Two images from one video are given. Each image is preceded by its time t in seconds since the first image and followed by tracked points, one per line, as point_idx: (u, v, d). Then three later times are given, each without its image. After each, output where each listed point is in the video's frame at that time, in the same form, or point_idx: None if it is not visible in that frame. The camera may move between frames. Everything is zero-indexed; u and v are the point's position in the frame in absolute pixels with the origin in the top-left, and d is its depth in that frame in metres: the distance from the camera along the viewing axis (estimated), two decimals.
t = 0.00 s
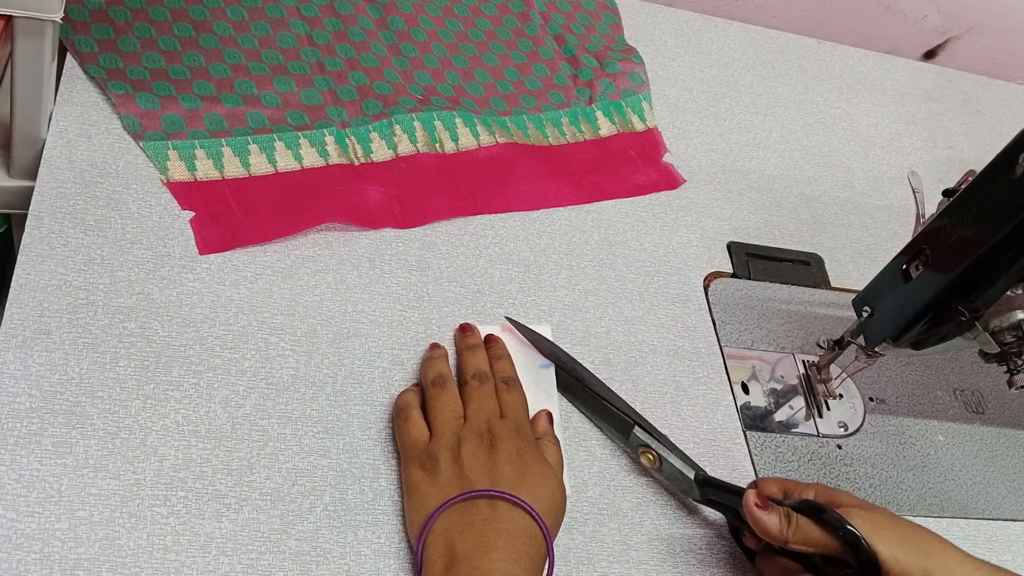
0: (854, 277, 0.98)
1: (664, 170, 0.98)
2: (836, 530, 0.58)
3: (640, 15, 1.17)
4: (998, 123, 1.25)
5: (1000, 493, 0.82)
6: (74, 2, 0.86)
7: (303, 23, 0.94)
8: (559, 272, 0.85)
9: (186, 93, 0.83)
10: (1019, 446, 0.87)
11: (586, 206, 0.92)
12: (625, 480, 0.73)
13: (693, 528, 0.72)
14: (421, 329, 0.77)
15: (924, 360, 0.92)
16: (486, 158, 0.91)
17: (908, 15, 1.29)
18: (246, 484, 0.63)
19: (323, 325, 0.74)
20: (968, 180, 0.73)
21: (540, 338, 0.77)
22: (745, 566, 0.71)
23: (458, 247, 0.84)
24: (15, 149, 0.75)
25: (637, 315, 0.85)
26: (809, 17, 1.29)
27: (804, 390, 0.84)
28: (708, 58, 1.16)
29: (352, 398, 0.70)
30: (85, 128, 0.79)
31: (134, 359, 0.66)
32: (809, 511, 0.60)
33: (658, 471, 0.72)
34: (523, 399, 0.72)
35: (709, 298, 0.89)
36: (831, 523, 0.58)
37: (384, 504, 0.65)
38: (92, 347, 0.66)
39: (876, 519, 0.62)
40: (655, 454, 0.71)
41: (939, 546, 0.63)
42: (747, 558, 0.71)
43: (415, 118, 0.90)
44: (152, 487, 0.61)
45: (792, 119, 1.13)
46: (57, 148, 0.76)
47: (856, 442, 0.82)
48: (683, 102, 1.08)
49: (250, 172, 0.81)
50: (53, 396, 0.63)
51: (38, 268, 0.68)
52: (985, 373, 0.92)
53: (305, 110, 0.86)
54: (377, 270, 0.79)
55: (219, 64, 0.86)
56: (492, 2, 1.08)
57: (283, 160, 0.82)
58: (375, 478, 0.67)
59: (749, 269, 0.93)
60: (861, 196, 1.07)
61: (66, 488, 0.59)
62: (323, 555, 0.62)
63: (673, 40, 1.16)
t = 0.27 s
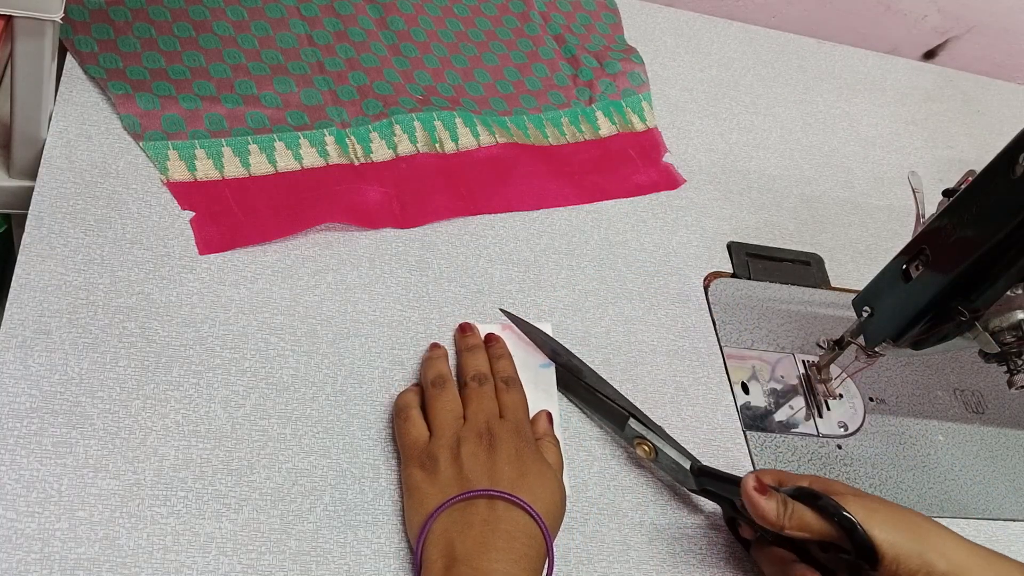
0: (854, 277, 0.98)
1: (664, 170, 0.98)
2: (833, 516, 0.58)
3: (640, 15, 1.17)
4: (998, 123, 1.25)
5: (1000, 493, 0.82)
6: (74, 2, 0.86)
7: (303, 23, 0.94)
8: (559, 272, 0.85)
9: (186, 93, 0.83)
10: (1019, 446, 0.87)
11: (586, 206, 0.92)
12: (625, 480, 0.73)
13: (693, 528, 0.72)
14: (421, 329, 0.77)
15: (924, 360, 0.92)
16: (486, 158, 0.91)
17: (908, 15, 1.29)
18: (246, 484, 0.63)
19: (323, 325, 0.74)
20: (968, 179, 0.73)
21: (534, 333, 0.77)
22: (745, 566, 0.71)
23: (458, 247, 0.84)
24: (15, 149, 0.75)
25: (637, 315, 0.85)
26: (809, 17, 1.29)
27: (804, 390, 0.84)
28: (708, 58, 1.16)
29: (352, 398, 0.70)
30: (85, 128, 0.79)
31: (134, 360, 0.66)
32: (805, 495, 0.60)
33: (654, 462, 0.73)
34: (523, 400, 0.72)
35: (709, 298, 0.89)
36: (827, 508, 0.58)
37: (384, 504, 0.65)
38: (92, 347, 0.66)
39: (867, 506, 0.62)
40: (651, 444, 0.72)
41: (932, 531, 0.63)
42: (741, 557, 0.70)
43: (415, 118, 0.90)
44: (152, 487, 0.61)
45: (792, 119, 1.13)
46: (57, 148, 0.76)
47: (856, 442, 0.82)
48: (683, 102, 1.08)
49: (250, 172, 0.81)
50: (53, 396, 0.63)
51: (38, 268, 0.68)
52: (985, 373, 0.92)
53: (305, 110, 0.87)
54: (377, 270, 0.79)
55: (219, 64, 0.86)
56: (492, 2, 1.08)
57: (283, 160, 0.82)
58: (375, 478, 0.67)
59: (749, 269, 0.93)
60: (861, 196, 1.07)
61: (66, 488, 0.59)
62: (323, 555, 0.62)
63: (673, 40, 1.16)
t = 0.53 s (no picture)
0: (854, 276, 0.98)
1: (664, 170, 0.98)
2: (821, 525, 0.59)
3: (640, 15, 1.17)
4: (998, 123, 1.25)
5: (999, 493, 0.82)
6: (74, 2, 0.86)
7: (303, 23, 0.94)
8: (559, 272, 0.85)
9: (186, 93, 0.83)
10: (1019, 446, 0.87)
11: (586, 206, 0.92)
12: (625, 480, 0.73)
13: (693, 528, 0.72)
14: (421, 329, 0.77)
15: (924, 360, 0.92)
16: (486, 158, 0.91)
17: (908, 16, 1.29)
18: (246, 484, 0.63)
19: (323, 325, 0.74)
20: (968, 180, 0.73)
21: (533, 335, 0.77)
22: (745, 566, 0.71)
23: (458, 247, 0.84)
24: (15, 149, 0.75)
25: (637, 315, 0.85)
26: (809, 17, 1.29)
27: (804, 390, 0.84)
28: (708, 58, 1.16)
29: (352, 398, 0.70)
30: (85, 127, 0.79)
31: (134, 360, 0.66)
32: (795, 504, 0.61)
33: (649, 461, 0.73)
34: (523, 400, 0.72)
35: (709, 298, 0.89)
36: (818, 517, 0.59)
37: (384, 504, 0.65)
38: (92, 347, 0.66)
39: (857, 511, 0.63)
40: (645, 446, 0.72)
41: (922, 530, 0.64)
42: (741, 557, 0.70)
43: (415, 118, 0.90)
44: (152, 487, 0.61)
45: (792, 119, 1.13)
46: (57, 148, 0.76)
47: (856, 442, 0.82)
48: (683, 102, 1.08)
49: (250, 172, 0.81)
50: (53, 396, 0.63)
51: (38, 268, 0.68)
52: (985, 374, 0.92)
53: (305, 110, 0.86)
54: (377, 270, 0.79)
55: (219, 64, 0.86)
56: (492, 2, 1.08)
57: (283, 160, 0.82)
58: (375, 478, 0.67)
59: (749, 269, 0.93)
60: (861, 196, 1.07)
61: (66, 488, 0.59)
62: (323, 555, 0.62)
63: (673, 40, 1.16)
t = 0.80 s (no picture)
0: (854, 276, 0.98)
1: (664, 170, 0.98)
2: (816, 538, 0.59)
3: (640, 15, 1.17)
4: (998, 123, 1.25)
5: (999, 492, 0.82)
6: (74, 2, 0.86)
7: (303, 23, 0.94)
8: (559, 272, 0.85)
9: (187, 93, 0.83)
10: (1019, 446, 0.87)
11: (586, 205, 0.92)
12: (624, 481, 0.73)
13: (693, 528, 0.72)
14: (421, 329, 0.77)
15: (924, 360, 0.92)
16: (486, 158, 0.91)
17: (908, 15, 1.29)
18: (246, 484, 0.63)
19: (323, 325, 0.74)
20: (968, 180, 0.73)
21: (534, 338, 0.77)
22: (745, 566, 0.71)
23: (457, 247, 0.84)
24: (15, 149, 0.75)
25: (637, 315, 0.85)
26: (809, 17, 1.29)
27: (804, 390, 0.84)
28: (708, 58, 1.16)
29: (352, 398, 0.70)
30: (85, 127, 0.79)
31: (134, 360, 0.66)
32: (789, 516, 0.61)
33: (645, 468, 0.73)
34: (523, 400, 0.72)
35: (709, 298, 0.89)
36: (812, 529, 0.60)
37: (384, 504, 0.65)
38: (92, 347, 0.66)
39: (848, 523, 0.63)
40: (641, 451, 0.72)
41: (916, 536, 0.64)
42: (739, 558, 0.70)
43: (415, 118, 0.90)
44: (152, 487, 0.61)
45: (792, 119, 1.13)
46: (57, 148, 0.76)
47: (856, 442, 0.82)
48: (683, 102, 1.08)
49: (250, 172, 0.81)
50: (53, 396, 0.63)
51: (38, 268, 0.68)
52: (984, 374, 0.92)
53: (305, 110, 0.87)
54: (377, 270, 0.79)
55: (219, 64, 0.86)
56: (492, 2, 1.08)
57: (283, 160, 0.82)
58: (375, 478, 0.67)
59: (749, 269, 0.93)
60: (861, 196, 1.07)
61: (66, 488, 0.59)
62: (323, 555, 0.62)
63: (673, 40, 1.16)
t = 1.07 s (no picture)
0: (854, 276, 0.98)
1: (664, 170, 0.98)
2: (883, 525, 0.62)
3: (640, 15, 1.17)
4: (998, 123, 1.25)
5: (999, 492, 0.82)
6: (74, 2, 0.86)
7: (303, 23, 0.94)
8: (558, 272, 0.85)
9: (186, 93, 0.83)
10: (1019, 445, 0.87)
11: (586, 206, 0.92)
12: (624, 481, 0.73)
13: (693, 528, 0.72)
14: (421, 329, 0.77)
15: (924, 360, 0.92)
16: (486, 158, 0.91)
17: (908, 15, 1.29)
18: (246, 484, 0.63)
19: (323, 325, 0.74)
20: (968, 179, 0.73)
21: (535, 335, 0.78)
22: (746, 566, 0.71)
23: (457, 247, 0.84)
24: (16, 149, 0.75)
25: (636, 315, 0.85)
26: (809, 17, 1.29)
27: (804, 390, 0.84)
28: (708, 57, 1.16)
29: (352, 398, 0.70)
30: (85, 127, 0.79)
31: (134, 360, 0.66)
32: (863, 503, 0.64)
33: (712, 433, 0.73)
34: (512, 395, 0.71)
35: (709, 298, 0.90)
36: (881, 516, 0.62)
37: (384, 504, 0.65)
38: (92, 347, 0.66)
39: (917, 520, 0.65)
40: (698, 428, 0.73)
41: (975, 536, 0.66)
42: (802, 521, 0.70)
43: (415, 118, 0.90)
44: (152, 487, 0.61)
45: (792, 119, 1.13)
46: (57, 148, 0.76)
47: (856, 442, 0.82)
48: (683, 102, 1.08)
49: (250, 172, 0.81)
50: (53, 396, 0.63)
51: (38, 268, 0.68)
52: (984, 373, 0.92)
53: (305, 109, 0.86)
54: (377, 270, 0.79)
55: (219, 64, 0.86)
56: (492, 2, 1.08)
57: (283, 160, 0.82)
58: (375, 478, 0.67)
59: (749, 269, 0.93)
60: (861, 196, 1.07)
61: (66, 488, 0.59)
62: (323, 555, 0.62)
63: (673, 40, 1.16)
